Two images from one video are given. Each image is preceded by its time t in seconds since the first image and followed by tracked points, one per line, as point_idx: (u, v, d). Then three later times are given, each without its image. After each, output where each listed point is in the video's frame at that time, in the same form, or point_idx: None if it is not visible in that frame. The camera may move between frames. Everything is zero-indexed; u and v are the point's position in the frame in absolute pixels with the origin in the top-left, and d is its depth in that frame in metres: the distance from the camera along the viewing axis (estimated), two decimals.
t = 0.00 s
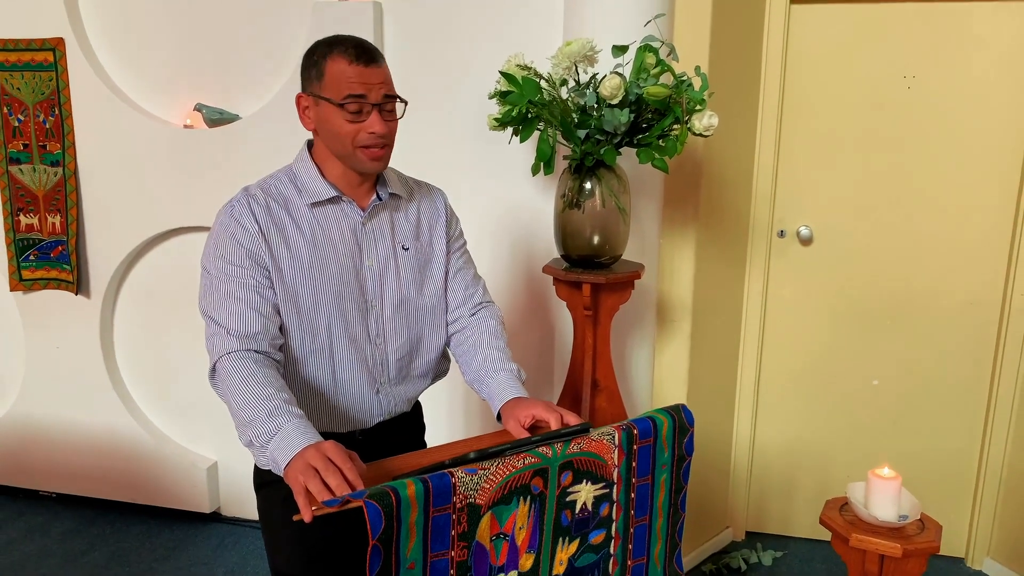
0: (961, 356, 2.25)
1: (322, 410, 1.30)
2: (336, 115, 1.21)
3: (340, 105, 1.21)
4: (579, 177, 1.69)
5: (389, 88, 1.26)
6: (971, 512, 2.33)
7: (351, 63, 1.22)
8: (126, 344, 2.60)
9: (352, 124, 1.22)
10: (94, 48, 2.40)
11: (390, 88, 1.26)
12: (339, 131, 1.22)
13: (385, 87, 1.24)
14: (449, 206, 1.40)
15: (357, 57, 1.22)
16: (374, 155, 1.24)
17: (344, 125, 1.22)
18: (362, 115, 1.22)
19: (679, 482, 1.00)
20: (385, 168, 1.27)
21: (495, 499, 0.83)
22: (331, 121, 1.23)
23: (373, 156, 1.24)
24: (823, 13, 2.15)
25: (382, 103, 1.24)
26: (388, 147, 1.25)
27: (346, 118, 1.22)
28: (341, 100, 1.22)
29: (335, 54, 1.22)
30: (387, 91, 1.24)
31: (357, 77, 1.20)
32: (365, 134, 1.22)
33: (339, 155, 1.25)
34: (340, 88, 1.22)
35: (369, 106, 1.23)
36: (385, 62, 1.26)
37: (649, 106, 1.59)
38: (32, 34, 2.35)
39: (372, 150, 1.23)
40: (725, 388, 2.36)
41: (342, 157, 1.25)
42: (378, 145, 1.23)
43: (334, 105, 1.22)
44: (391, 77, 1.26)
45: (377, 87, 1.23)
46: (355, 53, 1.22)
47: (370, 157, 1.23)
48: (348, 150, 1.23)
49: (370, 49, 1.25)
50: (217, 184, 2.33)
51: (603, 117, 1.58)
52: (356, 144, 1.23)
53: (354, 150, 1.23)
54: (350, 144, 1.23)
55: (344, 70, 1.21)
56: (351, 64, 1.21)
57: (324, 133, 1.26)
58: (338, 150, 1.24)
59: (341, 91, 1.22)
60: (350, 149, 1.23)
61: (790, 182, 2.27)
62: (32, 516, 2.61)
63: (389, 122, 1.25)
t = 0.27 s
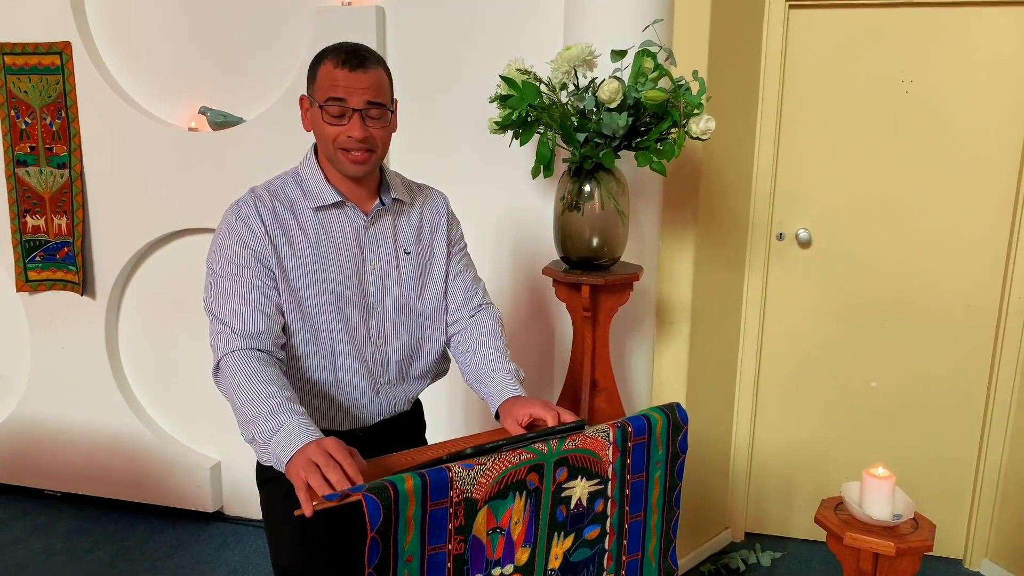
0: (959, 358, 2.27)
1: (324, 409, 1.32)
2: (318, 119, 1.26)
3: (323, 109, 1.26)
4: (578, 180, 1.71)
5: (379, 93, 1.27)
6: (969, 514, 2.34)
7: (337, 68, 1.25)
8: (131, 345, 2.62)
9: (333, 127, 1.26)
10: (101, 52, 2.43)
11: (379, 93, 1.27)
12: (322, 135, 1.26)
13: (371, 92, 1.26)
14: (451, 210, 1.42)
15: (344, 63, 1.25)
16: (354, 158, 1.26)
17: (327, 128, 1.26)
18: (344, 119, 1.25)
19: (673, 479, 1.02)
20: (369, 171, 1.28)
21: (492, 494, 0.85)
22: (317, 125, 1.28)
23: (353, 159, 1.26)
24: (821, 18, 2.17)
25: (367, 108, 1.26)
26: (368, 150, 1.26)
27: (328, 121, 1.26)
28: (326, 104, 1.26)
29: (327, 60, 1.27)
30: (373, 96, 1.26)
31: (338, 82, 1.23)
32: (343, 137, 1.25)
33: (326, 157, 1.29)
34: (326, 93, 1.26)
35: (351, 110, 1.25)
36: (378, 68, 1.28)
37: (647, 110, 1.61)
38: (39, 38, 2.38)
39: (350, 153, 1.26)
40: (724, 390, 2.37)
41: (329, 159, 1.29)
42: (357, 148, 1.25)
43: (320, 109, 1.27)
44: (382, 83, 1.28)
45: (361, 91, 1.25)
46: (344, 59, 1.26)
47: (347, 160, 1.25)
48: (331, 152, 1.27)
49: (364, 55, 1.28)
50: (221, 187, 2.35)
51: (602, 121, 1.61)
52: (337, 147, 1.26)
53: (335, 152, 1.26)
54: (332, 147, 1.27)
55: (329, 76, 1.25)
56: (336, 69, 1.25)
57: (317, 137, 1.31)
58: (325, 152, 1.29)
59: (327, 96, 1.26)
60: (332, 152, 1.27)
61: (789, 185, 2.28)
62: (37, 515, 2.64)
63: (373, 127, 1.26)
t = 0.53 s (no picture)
0: (959, 360, 2.28)
1: (326, 406, 1.34)
2: (326, 124, 1.26)
3: (332, 114, 1.26)
4: (579, 181, 1.73)
5: (386, 99, 1.28)
6: (968, 515, 2.35)
7: (345, 74, 1.25)
8: (137, 343, 2.65)
9: (342, 133, 1.26)
10: (108, 53, 2.46)
11: (385, 98, 1.28)
12: (330, 139, 1.27)
13: (379, 99, 1.27)
14: (449, 208, 1.44)
15: (353, 68, 1.25)
16: (362, 165, 1.28)
17: (334, 133, 1.27)
18: (353, 125, 1.26)
19: (667, 475, 1.04)
20: (375, 175, 1.30)
21: (488, 487, 0.87)
22: (323, 128, 1.28)
23: (361, 165, 1.28)
24: (822, 22, 2.18)
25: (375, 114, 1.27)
26: (376, 157, 1.28)
27: (336, 127, 1.26)
28: (333, 109, 1.26)
29: (333, 63, 1.26)
30: (381, 103, 1.27)
31: (348, 90, 1.23)
32: (353, 144, 1.26)
33: (331, 161, 1.30)
34: (334, 98, 1.26)
35: (360, 117, 1.26)
36: (384, 73, 1.28)
37: (647, 112, 1.62)
38: (48, 39, 2.41)
39: (359, 160, 1.27)
40: (724, 390, 2.39)
41: (333, 163, 1.30)
42: (366, 155, 1.27)
43: (327, 114, 1.26)
44: (388, 88, 1.28)
45: (370, 98, 1.26)
46: (352, 64, 1.25)
47: (356, 167, 1.27)
48: (338, 157, 1.28)
49: (370, 60, 1.27)
50: (227, 187, 2.38)
51: (602, 123, 1.62)
52: (345, 153, 1.27)
53: (343, 158, 1.28)
54: (339, 152, 1.28)
55: (337, 82, 1.24)
56: (345, 75, 1.24)
57: (320, 139, 1.31)
58: (330, 156, 1.29)
59: (335, 101, 1.26)
60: (339, 157, 1.28)
61: (789, 187, 2.30)
62: (43, 511, 2.67)
63: (381, 134, 1.28)
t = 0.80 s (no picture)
0: (959, 360, 2.28)
1: (328, 402, 1.35)
2: (333, 126, 1.27)
3: (339, 117, 1.26)
4: (581, 180, 1.74)
5: (392, 102, 1.29)
6: (968, 515, 2.35)
7: (352, 77, 1.25)
8: (141, 340, 2.67)
9: (348, 136, 1.27)
10: (114, 52, 2.48)
11: (392, 102, 1.29)
12: (336, 142, 1.28)
13: (386, 102, 1.27)
14: (451, 207, 1.45)
15: (360, 71, 1.26)
16: (367, 167, 1.29)
17: (341, 136, 1.28)
18: (359, 128, 1.27)
19: (665, 470, 1.05)
20: (381, 177, 1.32)
21: (487, 480, 0.88)
22: (330, 131, 1.29)
23: (366, 168, 1.30)
24: (824, 22, 2.19)
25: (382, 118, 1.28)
26: (382, 160, 1.30)
27: (343, 130, 1.27)
28: (340, 112, 1.27)
29: (340, 65, 1.26)
30: (388, 107, 1.28)
31: (355, 94, 1.24)
32: (360, 147, 1.27)
33: (336, 162, 1.31)
34: (341, 101, 1.26)
35: (366, 120, 1.27)
36: (390, 77, 1.29)
37: (648, 111, 1.63)
38: (55, 38, 2.43)
39: (365, 162, 1.29)
40: (725, 389, 2.40)
41: (339, 164, 1.31)
42: (372, 158, 1.28)
43: (334, 116, 1.27)
44: (395, 91, 1.29)
45: (377, 102, 1.27)
46: (359, 67, 1.26)
47: (362, 170, 1.28)
48: (344, 159, 1.29)
49: (377, 63, 1.28)
50: (231, 185, 2.40)
51: (604, 122, 1.63)
52: (351, 156, 1.29)
53: (349, 160, 1.29)
54: (346, 155, 1.29)
55: (344, 85, 1.25)
56: (353, 79, 1.25)
57: (326, 140, 1.32)
58: (336, 157, 1.30)
59: (342, 104, 1.26)
60: (345, 160, 1.29)
61: (790, 187, 2.31)
62: (48, 506, 2.69)
63: (387, 137, 1.29)
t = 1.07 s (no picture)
0: (962, 360, 2.28)
1: (332, 399, 1.36)
2: (336, 125, 1.27)
3: (341, 116, 1.27)
4: (583, 180, 1.75)
5: (394, 101, 1.30)
6: (970, 515, 2.35)
7: (355, 76, 1.26)
8: (146, 338, 2.68)
9: (351, 134, 1.28)
10: (120, 51, 2.49)
11: (394, 101, 1.29)
12: (339, 140, 1.28)
13: (388, 101, 1.28)
14: (454, 205, 1.45)
15: (363, 70, 1.26)
16: (370, 166, 1.30)
17: (344, 134, 1.28)
18: (362, 127, 1.28)
19: (666, 467, 1.05)
20: (382, 176, 1.32)
21: (488, 476, 0.89)
22: (333, 129, 1.29)
23: (369, 166, 1.30)
24: (827, 23, 2.19)
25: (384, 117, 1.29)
26: (384, 159, 1.30)
27: (346, 128, 1.27)
28: (343, 111, 1.27)
29: (343, 64, 1.26)
30: (390, 106, 1.28)
31: (358, 93, 1.24)
32: (362, 146, 1.28)
33: (339, 160, 1.31)
34: (344, 99, 1.27)
35: (369, 119, 1.27)
36: (393, 75, 1.29)
37: (651, 111, 1.64)
38: (61, 37, 2.44)
39: (368, 161, 1.29)
40: (727, 389, 2.40)
41: (341, 162, 1.31)
42: (374, 157, 1.29)
43: (337, 115, 1.28)
44: (397, 90, 1.29)
45: (380, 100, 1.27)
46: (362, 66, 1.26)
47: (364, 168, 1.29)
48: (346, 157, 1.30)
49: (380, 62, 1.28)
50: (236, 183, 2.41)
51: (606, 122, 1.64)
52: (353, 154, 1.29)
53: (351, 158, 1.29)
54: (348, 153, 1.29)
55: (347, 84, 1.25)
56: (356, 77, 1.25)
57: (329, 138, 1.32)
58: (339, 155, 1.31)
59: (345, 102, 1.27)
60: (348, 158, 1.29)
61: (793, 187, 2.31)
62: (52, 503, 2.70)
63: (389, 136, 1.29)
